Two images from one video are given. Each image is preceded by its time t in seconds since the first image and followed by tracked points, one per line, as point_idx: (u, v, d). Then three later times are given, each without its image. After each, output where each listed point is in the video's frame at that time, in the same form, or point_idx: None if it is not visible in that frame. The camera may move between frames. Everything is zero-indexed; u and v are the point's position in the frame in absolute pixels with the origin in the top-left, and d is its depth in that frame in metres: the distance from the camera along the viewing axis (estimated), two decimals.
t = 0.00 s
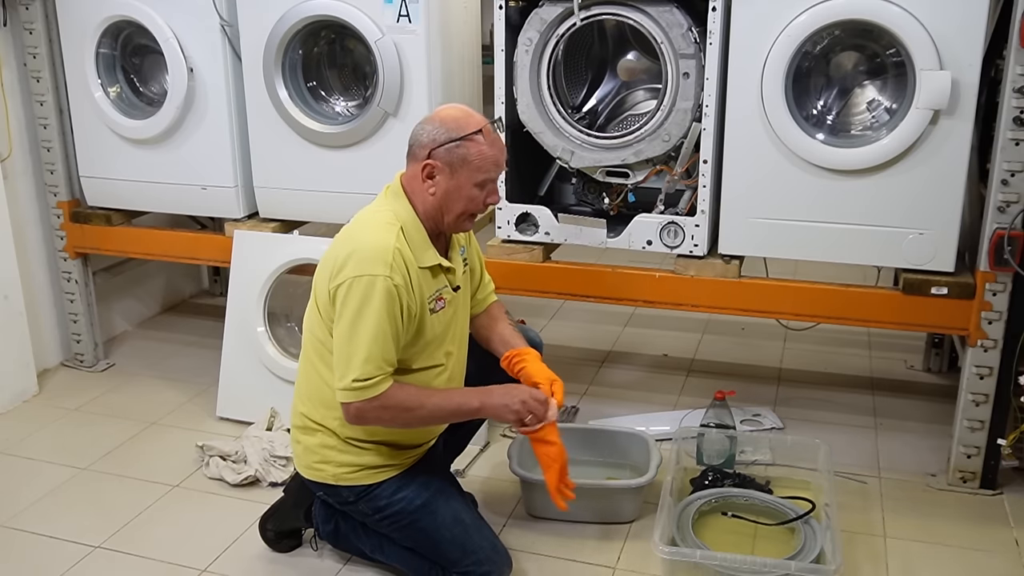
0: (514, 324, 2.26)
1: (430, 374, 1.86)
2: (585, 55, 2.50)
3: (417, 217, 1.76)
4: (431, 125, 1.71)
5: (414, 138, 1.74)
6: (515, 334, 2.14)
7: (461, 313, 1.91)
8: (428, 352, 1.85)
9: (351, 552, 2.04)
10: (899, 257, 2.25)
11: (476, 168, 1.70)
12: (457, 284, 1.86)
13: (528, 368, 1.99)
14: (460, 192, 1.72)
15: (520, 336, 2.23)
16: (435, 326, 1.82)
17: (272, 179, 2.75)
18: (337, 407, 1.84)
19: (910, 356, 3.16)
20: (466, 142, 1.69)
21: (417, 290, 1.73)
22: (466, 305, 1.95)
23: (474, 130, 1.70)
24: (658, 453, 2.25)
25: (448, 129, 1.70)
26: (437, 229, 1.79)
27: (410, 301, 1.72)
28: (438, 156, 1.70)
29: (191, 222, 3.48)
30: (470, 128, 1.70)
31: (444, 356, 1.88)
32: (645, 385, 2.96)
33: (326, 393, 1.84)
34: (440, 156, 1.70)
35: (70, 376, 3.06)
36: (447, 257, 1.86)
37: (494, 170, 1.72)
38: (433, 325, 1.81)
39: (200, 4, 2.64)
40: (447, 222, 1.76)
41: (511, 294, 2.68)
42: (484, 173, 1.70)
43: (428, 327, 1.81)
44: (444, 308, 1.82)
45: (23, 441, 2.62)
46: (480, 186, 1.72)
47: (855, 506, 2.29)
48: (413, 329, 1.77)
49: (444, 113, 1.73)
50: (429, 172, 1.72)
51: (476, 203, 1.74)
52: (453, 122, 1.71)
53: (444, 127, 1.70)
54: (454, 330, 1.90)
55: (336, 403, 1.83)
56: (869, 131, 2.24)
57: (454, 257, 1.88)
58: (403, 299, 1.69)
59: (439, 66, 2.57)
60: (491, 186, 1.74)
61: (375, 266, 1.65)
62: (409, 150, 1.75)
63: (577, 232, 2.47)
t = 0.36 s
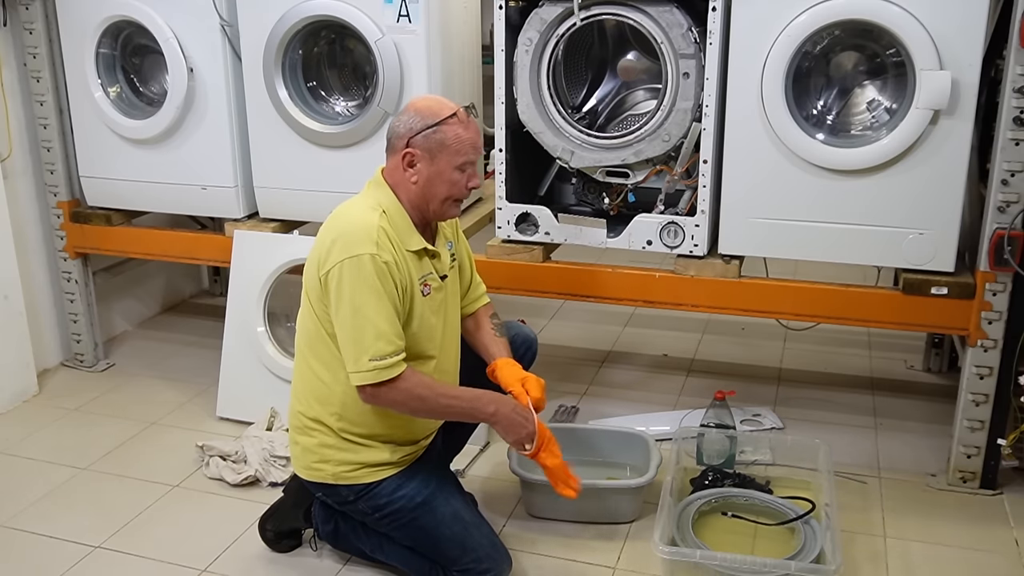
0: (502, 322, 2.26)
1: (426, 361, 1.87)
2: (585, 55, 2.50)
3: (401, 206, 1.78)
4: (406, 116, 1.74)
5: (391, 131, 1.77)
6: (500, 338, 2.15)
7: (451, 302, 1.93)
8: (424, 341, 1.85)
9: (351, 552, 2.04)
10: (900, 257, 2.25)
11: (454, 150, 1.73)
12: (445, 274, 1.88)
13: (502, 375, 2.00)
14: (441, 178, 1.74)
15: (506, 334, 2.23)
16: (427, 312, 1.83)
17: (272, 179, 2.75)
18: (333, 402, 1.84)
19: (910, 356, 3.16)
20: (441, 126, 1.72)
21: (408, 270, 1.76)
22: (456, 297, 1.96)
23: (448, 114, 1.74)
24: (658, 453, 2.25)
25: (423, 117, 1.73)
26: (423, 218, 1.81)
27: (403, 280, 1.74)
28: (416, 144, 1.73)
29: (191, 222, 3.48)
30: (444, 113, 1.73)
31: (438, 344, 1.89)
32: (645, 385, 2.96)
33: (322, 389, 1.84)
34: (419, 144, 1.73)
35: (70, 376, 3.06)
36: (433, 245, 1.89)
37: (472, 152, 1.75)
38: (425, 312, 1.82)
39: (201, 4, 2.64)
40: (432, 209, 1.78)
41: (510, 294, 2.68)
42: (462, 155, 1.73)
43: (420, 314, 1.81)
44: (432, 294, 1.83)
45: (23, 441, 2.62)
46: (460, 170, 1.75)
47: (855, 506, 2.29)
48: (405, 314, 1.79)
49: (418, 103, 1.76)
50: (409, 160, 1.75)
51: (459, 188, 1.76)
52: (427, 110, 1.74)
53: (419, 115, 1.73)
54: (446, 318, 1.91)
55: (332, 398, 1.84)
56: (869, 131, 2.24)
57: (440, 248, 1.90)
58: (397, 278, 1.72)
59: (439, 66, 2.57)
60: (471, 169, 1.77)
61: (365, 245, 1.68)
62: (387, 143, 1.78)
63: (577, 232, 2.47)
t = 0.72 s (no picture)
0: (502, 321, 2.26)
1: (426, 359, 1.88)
2: (585, 55, 2.50)
3: (392, 204, 1.78)
4: (395, 112, 1.74)
5: (380, 127, 1.76)
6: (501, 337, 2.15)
7: (448, 298, 1.94)
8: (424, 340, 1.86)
9: (351, 552, 2.04)
10: (899, 257, 2.25)
11: (444, 147, 1.72)
12: (441, 271, 1.89)
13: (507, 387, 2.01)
14: (430, 174, 1.74)
15: (506, 333, 2.23)
16: (426, 311, 1.83)
17: (272, 179, 2.75)
18: (332, 402, 1.84)
19: (910, 356, 3.16)
20: (430, 122, 1.72)
21: (407, 272, 1.76)
22: (453, 292, 1.97)
23: (438, 110, 1.73)
24: (658, 453, 2.25)
25: (412, 113, 1.72)
26: (413, 215, 1.81)
27: (403, 281, 1.75)
28: (406, 140, 1.72)
29: (191, 222, 3.48)
30: (433, 109, 1.73)
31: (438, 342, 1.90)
32: (645, 385, 2.96)
33: (320, 390, 1.85)
34: (408, 140, 1.72)
35: (70, 376, 3.06)
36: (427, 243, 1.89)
37: (461, 148, 1.75)
38: (424, 311, 1.83)
39: (201, 4, 2.64)
40: (422, 206, 1.78)
41: (510, 294, 2.67)
42: (452, 151, 1.73)
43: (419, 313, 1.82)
44: (429, 293, 1.83)
45: (22, 441, 2.62)
46: (449, 166, 1.75)
47: (855, 506, 2.29)
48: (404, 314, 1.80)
49: (407, 99, 1.76)
50: (399, 156, 1.74)
51: (449, 184, 1.76)
52: (416, 106, 1.74)
53: (408, 111, 1.73)
54: (445, 315, 1.92)
55: (331, 399, 1.84)
56: (869, 131, 2.24)
57: (434, 245, 1.90)
58: (397, 280, 1.72)
59: (439, 66, 2.57)
60: (461, 165, 1.77)
61: (363, 250, 1.68)
62: (376, 139, 1.78)
63: (577, 232, 2.47)
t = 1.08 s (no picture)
0: (504, 322, 2.26)
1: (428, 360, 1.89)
2: (585, 55, 2.50)
3: (389, 208, 1.78)
4: (402, 112, 1.74)
5: (386, 125, 1.76)
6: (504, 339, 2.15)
7: (447, 301, 1.94)
8: (426, 342, 1.87)
9: (351, 552, 2.04)
10: (899, 257, 2.25)
11: (446, 150, 1.72)
12: (441, 274, 1.89)
13: (512, 388, 2.01)
14: (430, 176, 1.73)
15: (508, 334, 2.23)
16: (427, 314, 1.84)
17: (272, 179, 2.75)
18: (332, 405, 1.84)
19: (910, 356, 3.16)
20: (435, 124, 1.71)
21: (407, 275, 1.77)
22: (453, 295, 1.97)
23: (444, 113, 1.74)
24: (658, 453, 2.25)
25: (418, 113, 1.73)
26: (408, 218, 1.80)
27: (404, 284, 1.75)
28: (408, 139, 1.72)
29: (191, 222, 3.48)
30: (441, 113, 1.73)
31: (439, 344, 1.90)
32: (645, 385, 2.96)
33: (320, 393, 1.85)
34: (411, 139, 1.72)
35: (70, 376, 3.06)
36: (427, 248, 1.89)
37: (464, 155, 1.74)
38: (425, 314, 1.83)
39: (201, 4, 2.64)
40: (419, 210, 1.77)
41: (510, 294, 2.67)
42: (454, 156, 1.72)
43: (421, 315, 1.83)
44: (430, 296, 1.84)
45: (22, 441, 2.62)
46: (450, 171, 1.74)
47: (855, 506, 2.28)
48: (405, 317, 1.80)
49: (415, 101, 1.77)
50: (400, 155, 1.74)
51: (447, 189, 1.75)
52: (422, 108, 1.74)
53: (414, 112, 1.73)
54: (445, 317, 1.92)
55: (331, 401, 1.84)
56: (869, 131, 2.24)
57: (434, 249, 1.91)
58: (397, 285, 1.73)
59: (439, 65, 2.57)
60: (462, 172, 1.76)
61: (362, 256, 1.69)
62: (381, 137, 1.78)
63: (577, 232, 2.47)
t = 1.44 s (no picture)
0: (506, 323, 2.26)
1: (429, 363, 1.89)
2: (585, 55, 2.50)
3: (395, 211, 1.78)
4: (414, 112, 1.74)
5: (398, 125, 1.76)
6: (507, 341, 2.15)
7: (450, 304, 1.94)
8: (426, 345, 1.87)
9: (350, 553, 2.04)
10: (900, 257, 2.25)
11: (457, 152, 1.72)
12: (445, 277, 1.89)
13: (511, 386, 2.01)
14: (440, 177, 1.73)
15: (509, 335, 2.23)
16: (428, 317, 1.84)
17: (272, 179, 2.75)
18: (331, 406, 1.84)
19: (910, 356, 3.15)
20: (448, 126, 1.71)
21: (409, 278, 1.77)
22: (456, 298, 1.97)
23: (456, 116, 1.74)
24: (658, 453, 2.25)
25: (431, 114, 1.73)
26: (415, 219, 1.80)
27: (405, 288, 1.75)
28: (420, 139, 1.72)
29: (191, 222, 3.48)
30: (454, 115, 1.73)
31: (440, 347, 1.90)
32: (645, 385, 2.96)
33: (319, 393, 1.85)
34: (422, 140, 1.72)
35: (70, 376, 3.06)
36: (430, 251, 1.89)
37: (474, 158, 1.74)
38: (426, 318, 1.83)
39: (201, 4, 2.64)
40: (426, 211, 1.77)
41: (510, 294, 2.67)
42: (465, 159, 1.72)
43: (421, 318, 1.82)
44: (431, 300, 1.84)
45: (22, 441, 2.62)
46: (460, 173, 1.73)
47: (855, 506, 2.28)
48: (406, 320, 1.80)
49: (428, 103, 1.76)
50: (411, 155, 1.74)
51: (456, 192, 1.75)
52: (435, 110, 1.74)
53: (427, 112, 1.73)
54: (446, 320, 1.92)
55: (330, 402, 1.84)
56: (869, 131, 2.24)
57: (439, 253, 1.91)
58: (399, 287, 1.73)
59: (439, 66, 2.57)
60: (471, 176, 1.76)
61: (365, 258, 1.69)
62: (392, 137, 1.77)
63: (577, 232, 2.47)
